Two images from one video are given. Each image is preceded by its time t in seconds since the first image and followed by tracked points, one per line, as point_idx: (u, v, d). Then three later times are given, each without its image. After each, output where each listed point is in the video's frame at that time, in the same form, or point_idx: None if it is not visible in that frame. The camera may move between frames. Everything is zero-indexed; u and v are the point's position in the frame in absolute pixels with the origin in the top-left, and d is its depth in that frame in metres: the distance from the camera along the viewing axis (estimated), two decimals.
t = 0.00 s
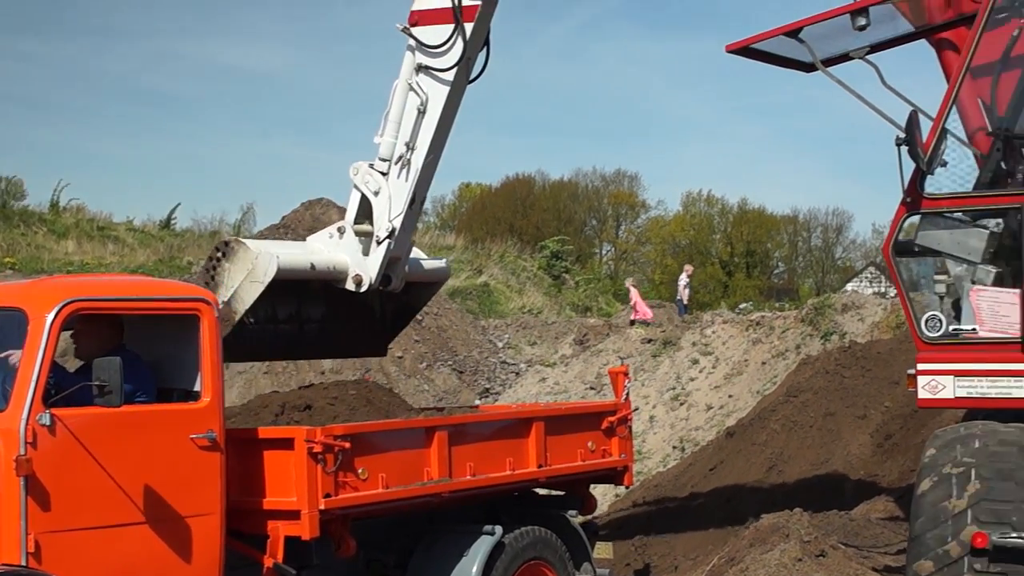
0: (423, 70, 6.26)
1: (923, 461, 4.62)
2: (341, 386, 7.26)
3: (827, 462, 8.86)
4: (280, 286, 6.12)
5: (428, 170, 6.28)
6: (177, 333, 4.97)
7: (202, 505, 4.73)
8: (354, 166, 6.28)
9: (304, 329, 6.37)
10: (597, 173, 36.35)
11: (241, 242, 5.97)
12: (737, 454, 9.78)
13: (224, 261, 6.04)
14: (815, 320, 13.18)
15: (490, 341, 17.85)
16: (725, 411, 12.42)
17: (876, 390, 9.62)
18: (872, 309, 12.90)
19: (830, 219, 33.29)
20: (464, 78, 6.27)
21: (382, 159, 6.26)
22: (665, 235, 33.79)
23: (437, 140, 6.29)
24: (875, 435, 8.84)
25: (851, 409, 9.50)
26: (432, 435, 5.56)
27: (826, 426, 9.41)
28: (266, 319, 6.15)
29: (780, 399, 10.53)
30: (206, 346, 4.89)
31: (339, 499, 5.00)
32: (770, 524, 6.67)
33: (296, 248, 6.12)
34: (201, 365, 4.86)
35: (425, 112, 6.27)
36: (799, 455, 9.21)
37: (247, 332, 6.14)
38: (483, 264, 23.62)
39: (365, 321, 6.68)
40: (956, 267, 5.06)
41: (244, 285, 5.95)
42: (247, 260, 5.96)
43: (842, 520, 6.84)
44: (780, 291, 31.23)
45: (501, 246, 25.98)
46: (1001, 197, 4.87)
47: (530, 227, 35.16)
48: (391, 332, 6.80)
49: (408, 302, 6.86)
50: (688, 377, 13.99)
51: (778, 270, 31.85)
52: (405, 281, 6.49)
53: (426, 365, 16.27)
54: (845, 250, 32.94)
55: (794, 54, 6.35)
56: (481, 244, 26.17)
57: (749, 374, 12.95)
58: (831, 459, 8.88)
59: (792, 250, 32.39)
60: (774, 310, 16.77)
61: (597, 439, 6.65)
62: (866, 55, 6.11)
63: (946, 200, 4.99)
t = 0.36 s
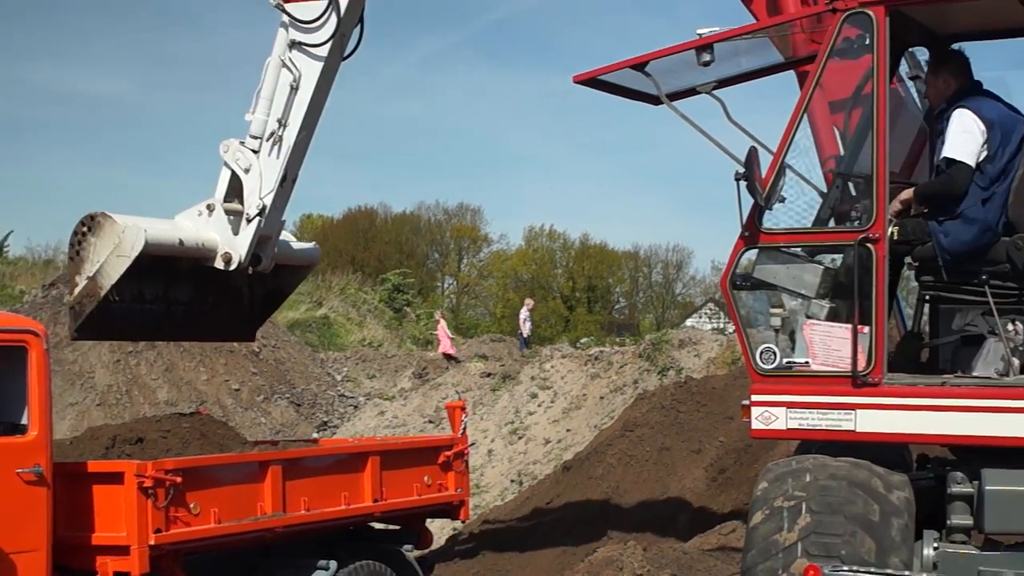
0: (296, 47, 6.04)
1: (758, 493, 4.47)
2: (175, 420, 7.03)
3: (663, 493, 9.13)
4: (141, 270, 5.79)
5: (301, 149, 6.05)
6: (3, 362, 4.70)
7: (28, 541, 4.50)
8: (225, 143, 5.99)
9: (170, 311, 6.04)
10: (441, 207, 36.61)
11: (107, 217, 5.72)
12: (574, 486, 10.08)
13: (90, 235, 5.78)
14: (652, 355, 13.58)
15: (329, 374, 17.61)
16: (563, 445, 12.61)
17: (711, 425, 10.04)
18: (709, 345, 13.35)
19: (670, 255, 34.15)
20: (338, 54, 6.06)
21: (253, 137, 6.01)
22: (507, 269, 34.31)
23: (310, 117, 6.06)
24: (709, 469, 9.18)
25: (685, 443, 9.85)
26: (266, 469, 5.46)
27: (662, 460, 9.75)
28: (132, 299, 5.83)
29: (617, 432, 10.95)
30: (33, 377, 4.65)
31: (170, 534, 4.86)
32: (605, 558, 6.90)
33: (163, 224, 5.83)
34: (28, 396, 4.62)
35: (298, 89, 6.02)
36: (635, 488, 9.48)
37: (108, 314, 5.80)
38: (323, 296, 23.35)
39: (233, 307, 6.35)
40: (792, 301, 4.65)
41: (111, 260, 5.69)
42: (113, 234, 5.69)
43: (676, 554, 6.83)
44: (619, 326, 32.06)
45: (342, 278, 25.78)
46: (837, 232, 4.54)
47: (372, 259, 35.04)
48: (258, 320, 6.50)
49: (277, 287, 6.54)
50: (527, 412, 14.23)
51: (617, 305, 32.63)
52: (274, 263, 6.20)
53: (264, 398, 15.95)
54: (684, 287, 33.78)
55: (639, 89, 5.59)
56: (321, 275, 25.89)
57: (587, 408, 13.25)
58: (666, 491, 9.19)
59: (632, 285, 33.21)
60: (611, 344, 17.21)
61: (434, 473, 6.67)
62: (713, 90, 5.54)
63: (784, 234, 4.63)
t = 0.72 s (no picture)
0: (199, 41, 5.96)
1: (624, 508, 4.64)
2: (39, 439, 6.79)
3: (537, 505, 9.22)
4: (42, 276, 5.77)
5: (210, 144, 6.01)
6: None
7: None
8: (134, 140, 5.96)
9: (87, 314, 6.03)
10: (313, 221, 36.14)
11: (15, 216, 5.57)
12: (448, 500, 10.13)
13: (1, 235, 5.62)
14: (525, 368, 13.73)
15: (198, 392, 17.15)
16: (437, 459, 12.62)
17: (583, 437, 10.29)
18: (579, 358, 13.57)
19: (544, 269, 34.47)
20: (243, 49, 6.00)
21: (162, 135, 5.96)
22: (381, 283, 34.11)
23: (217, 112, 6.02)
24: (582, 482, 9.38)
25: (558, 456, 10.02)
26: (133, 489, 5.36)
27: (535, 474, 9.88)
28: (47, 301, 5.84)
29: (490, 447, 11.05)
30: None
31: (36, 556, 4.84)
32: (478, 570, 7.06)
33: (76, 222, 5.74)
34: None
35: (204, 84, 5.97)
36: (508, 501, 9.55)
37: (21, 315, 5.78)
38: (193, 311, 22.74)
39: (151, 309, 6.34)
40: (644, 318, 4.85)
41: (21, 259, 5.56)
42: (23, 234, 5.57)
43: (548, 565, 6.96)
44: (493, 339, 32.24)
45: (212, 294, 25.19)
46: (684, 250, 4.74)
47: (243, 275, 34.32)
48: (178, 321, 6.49)
49: (195, 288, 6.53)
50: (400, 427, 14.19)
51: (492, 318, 32.81)
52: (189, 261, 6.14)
53: (133, 417, 15.41)
54: (559, 299, 34.03)
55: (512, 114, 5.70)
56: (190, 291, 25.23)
57: (460, 422, 13.31)
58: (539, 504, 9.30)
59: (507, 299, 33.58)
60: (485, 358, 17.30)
61: (305, 491, 6.59)
62: (577, 110, 5.74)
63: (635, 253, 4.84)
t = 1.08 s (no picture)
0: (205, 22, 5.81)
1: (551, 525, 4.71)
2: None
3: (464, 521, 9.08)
4: (56, 258, 5.59)
5: (213, 129, 5.82)
6: None
7: None
8: (138, 130, 5.79)
9: (102, 300, 5.86)
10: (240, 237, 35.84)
11: (24, 201, 5.48)
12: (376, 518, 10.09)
13: (10, 221, 5.53)
14: (452, 385, 13.71)
15: (123, 409, 16.79)
16: (364, 477, 12.55)
17: (509, 455, 10.35)
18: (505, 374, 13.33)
19: (473, 285, 34.62)
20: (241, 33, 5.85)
21: (166, 122, 5.79)
22: (309, 299, 33.78)
23: (218, 98, 5.85)
24: (509, 498, 9.42)
25: (484, 472, 10.04)
26: (55, 508, 5.38)
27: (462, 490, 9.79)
28: (61, 286, 5.68)
29: (417, 464, 11.07)
30: None
31: None
32: None
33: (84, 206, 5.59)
34: None
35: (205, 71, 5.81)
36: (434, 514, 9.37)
37: (33, 299, 5.62)
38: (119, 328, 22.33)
39: (169, 299, 6.14)
40: (557, 335, 5.02)
41: (30, 243, 5.45)
42: (31, 218, 5.47)
43: None
44: (422, 356, 32.15)
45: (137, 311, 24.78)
46: (592, 267, 4.89)
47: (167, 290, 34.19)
48: (194, 309, 6.28)
49: (212, 276, 6.30)
50: (327, 444, 14.10)
51: (420, 335, 32.81)
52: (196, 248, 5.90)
53: (56, 435, 14.87)
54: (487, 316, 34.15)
55: (453, 134, 5.91)
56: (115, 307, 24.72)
57: (387, 440, 13.25)
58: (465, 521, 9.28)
59: (436, 316, 33.39)
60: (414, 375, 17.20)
61: (231, 509, 6.50)
62: (516, 133, 5.88)
63: (547, 271, 5.00)
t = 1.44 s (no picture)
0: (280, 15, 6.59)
1: (531, 533, 4.71)
2: None
3: (443, 534, 9.27)
4: (155, 244, 6.52)
5: (286, 112, 6.59)
6: None
7: None
8: (223, 119, 6.68)
9: (197, 284, 6.76)
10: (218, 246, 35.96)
11: (113, 190, 6.39)
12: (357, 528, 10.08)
13: (102, 209, 6.46)
14: (431, 394, 13.67)
15: (101, 419, 16.60)
16: (344, 486, 12.54)
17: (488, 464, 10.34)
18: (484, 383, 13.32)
19: (451, 293, 34.72)
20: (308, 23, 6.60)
21: (247, 111, 6.63)
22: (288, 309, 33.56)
23: (291, 84, 6.61)
24: (489, 507, 9.41)
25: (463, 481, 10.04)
26: (33, 519, 5.36)
27: (442, 499, 9.84)
28: (155, 270, 6.57)
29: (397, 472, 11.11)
30: None
31: None
32: None
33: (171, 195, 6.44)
34: None
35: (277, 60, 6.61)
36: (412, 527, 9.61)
37: (129, 280, 6.53)
38: (97, 338, 22.19)
39: (265, 283, 6.98)
40: (524, 344, 5.25)
41: (117, 227, 6.34)
42: (118, 205, 6.35)
43: None
44: (401, 364, 32.15)
45: (115, 321, 24.69)
46: (550, 277, 5.09)
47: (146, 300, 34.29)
48: (289, 291, 7.08)
49: (306, 261, 7.12)
50: (306, 453, 14.06)
51: (399, 343, 32.86)
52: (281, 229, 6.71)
53: (34, 444, 14.73)
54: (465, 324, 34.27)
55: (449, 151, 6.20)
56: (93, 316, 24.59)
57: (367, 449, 13.22)
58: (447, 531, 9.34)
59: (414, 323, 33.79)
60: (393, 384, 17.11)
61: (210, 519, 6.47)
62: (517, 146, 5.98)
63: (513, 281, 5.24)
